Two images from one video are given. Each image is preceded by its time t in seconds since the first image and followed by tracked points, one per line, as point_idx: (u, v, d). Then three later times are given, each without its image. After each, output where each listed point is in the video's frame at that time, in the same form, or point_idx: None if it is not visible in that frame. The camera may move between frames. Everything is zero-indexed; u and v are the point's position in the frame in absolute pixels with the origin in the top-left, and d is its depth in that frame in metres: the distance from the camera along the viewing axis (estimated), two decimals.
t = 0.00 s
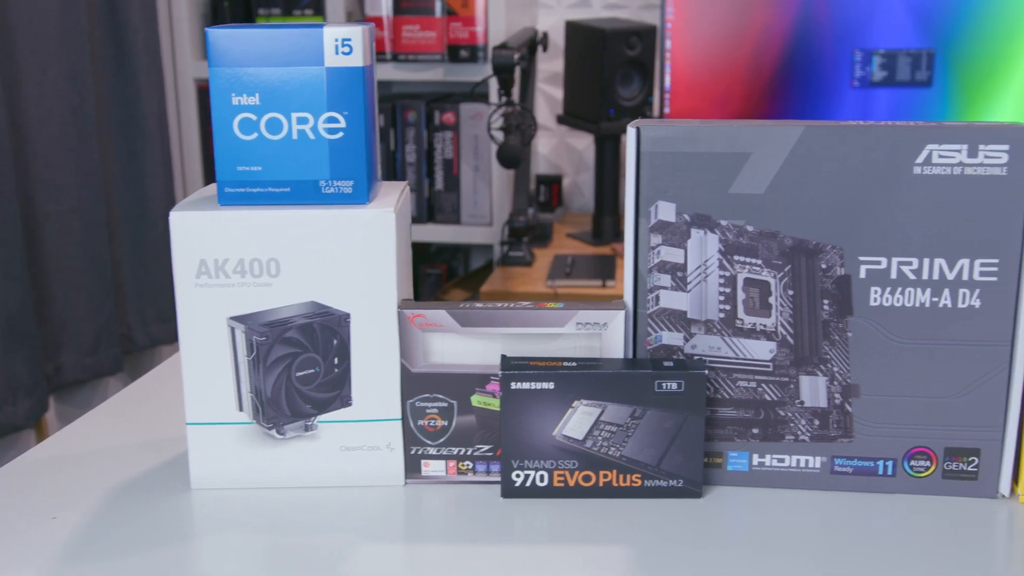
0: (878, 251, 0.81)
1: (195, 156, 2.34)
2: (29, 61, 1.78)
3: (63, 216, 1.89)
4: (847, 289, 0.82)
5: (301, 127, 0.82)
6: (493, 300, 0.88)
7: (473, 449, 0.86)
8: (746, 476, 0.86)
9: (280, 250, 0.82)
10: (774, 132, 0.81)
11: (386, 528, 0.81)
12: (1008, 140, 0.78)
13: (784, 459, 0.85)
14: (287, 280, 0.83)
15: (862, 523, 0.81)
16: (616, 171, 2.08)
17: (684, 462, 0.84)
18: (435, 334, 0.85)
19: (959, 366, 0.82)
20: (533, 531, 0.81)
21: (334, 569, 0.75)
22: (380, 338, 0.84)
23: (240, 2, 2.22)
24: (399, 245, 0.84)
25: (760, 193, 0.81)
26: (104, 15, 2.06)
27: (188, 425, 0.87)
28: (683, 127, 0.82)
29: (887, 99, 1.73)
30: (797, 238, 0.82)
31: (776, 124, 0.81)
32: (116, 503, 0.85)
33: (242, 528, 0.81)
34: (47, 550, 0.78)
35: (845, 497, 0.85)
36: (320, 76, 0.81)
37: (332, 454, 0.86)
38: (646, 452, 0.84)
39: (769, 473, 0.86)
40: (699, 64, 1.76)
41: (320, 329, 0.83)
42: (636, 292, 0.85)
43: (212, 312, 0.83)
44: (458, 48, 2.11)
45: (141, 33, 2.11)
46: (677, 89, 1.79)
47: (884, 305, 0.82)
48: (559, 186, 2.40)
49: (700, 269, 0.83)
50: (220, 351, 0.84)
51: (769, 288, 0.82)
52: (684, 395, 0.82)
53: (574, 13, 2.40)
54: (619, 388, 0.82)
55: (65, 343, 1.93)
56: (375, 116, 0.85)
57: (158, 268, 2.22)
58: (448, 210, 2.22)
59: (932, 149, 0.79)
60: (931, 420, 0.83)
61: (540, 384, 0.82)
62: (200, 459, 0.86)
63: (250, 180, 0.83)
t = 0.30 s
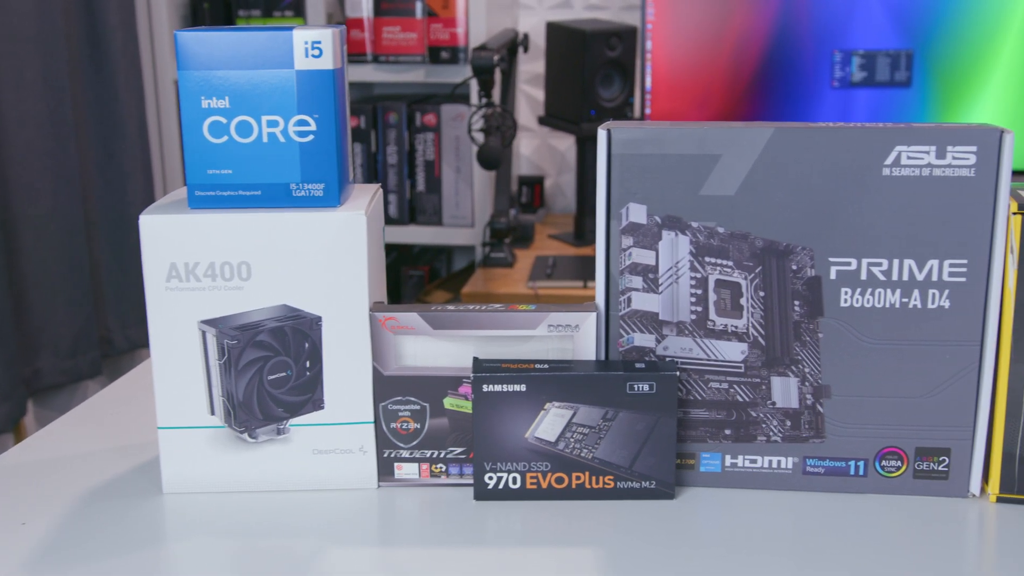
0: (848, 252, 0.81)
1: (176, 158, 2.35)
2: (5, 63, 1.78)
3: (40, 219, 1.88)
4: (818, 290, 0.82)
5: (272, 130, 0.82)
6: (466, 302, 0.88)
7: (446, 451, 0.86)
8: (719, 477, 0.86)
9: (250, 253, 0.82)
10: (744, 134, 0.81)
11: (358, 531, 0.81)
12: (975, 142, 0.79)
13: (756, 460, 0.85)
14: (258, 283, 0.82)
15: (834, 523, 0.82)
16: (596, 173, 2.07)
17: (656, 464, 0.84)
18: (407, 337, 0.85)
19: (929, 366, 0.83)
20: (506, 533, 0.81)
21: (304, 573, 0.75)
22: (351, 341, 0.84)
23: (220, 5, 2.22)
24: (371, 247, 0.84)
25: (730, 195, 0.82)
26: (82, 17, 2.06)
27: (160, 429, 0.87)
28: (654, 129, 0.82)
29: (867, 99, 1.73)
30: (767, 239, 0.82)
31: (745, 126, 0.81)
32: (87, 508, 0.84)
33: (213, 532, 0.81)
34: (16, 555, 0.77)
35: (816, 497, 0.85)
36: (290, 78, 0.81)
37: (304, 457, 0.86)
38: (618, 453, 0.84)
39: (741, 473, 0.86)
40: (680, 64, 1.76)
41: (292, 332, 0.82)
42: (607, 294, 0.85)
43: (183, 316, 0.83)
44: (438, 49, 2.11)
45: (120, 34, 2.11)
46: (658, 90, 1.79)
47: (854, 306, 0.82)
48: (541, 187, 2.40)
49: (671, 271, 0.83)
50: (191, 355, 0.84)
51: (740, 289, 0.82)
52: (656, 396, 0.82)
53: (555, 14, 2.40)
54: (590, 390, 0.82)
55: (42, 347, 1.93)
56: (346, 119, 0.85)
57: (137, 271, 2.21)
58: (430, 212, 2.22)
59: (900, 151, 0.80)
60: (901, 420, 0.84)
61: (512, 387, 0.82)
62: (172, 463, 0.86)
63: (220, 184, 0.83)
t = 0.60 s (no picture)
0: (828, 250, 0.81)
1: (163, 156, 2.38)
2: None
3: (23, 220, 1.88)
4: (797, 288, 0.82)
5: (248, 131, 0.81)
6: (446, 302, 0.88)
7: (426, 452, 0.86)
8: (699, 477, 0.86)
9: (228, 255, 0.81)
10: (722, 133, 0.81)
11: (338, 533, 0.80)
12: (952, 139, 0.79)
13: (736, 459, 0.85)
14: (235, 284, 0.82)
15: (815, 521, 0.81)
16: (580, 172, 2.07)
17: (637, 463, 0.84)
18: (386, 338, 0.84)
19: (908, 363, 0.83)
20: (487, 534, 0.80)
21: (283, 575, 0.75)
22: (329, 342, 0.83)
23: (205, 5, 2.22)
24: (349, 247, 0.84)
25: (708, 194, 0.81)
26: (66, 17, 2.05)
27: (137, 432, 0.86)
28: (632, 128, 0.82)
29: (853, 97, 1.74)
30: (746, 238, 0.82)
31: (724, 125, 0.81)
32: (65, 512, 0.84)
33: (192, 535, 0.80)
34: None
35: (797, 496, 0.85)
36: (266, 78, 0.80)
37: (283, 459, 0.85)
38: (598, 453, 0.83)
39: (722, 472, 0.86)
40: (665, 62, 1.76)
41: (270, 333, 0.82)
42: (587, 294, 0.85)
43: (160, 318, 0.82)
44: (423, 49, 2.11)
45: (103, 36, 2.10)
46: (643, 89, 1.78)
47: (834, 305, 0.82)
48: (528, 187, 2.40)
49: (650, 270, 0.83)
50: (169, 357, 0.83)
51: (720, 288, 0.82)
52: (636, 396, 0.82)
53: (541, 14, 2.40)
54: (570, 390, 0.82)
55: (27, 350, 1.93)
56: (324, 119, 0.84)
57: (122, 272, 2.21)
58: (416, 212, 2.22)
59: (878, 149, 0.80)
60: (881, 418, 0.84)
61: (491, 387, 0.82)
62: (150, 466, 0.85)
63: (196, 185, 0.82)
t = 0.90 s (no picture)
0: (812, 249, 0.81)
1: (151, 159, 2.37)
2: None
3: (11, 223, 1.88)
4: (780, 287, 0.82)
5: (229, 132, 0.81)
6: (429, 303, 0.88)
7: (410, 454, 0.86)
8: (685, 476, 0.86)
9: (209, 256, 0.81)
10: (704, 131, 0.80)
11: (322, 536, 0.80)
12: (936, 137, 0.79)
13: (721, 458, 0.85)
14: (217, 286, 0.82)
15: (801, 521, 0.81)
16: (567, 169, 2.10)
17: (621, 463, 0.83)
18: (369, 339, 0.84)
19: (892, 362, 0.82)
20: (471, 536, 0.80)
21: None
22: (312, 343, 0.83)
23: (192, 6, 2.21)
24: (332, 248, 0.83)
25: (692, 192, 0.81)
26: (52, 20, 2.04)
27: (120, 435, 0.86)
28: (615, 127, 0.81)
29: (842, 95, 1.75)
30: (729, 237, 0.81)
31: (706, 123, 0.81)
32: (47, 517, 0.83)
33: (176, 538, 0.80)
34: None
35: (782, 495, 0.85)
36: (246, 79, 0.80)
37: (267, 461, 0.85)
38: (583, 454, 0.83)
39: (707, 472, 0.86)
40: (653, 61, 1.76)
41: (252, 335, 0.82)
42: (571, 294, 0.84)
43: (141, 320, 0.82)
44: (412, 49, 2.11)
45: (90, 38, 2.10)
46: (632, 88, 1.79)
47: (818, 304, 0.82)
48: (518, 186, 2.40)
49: (634, 270, 0.82)
50: (150, 359, 0.83)
51: (703, 287, 0.82)
52: (620, 396, 0.82)
53: (530, 13, 2.40)
54: (553, 390, 0.81)
55: (15, 352, 1.93)
56: (305, 119, 0.84)
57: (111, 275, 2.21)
58: (406, 212, 2.22)
59: (861, 147, 0.79)
60: (865, 417, 0.83)
61: (474, 388, 0.82)
62: (132, 469, 0.85)
63: (177, 186, 0.82)
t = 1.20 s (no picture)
0: (793, 249, 0.81)
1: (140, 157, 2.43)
2: None
3: None
4: (762, 287, 0.82)
5: (210, 133, 0.81)
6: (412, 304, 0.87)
7: (393, 455, 0.85)
8: (668, 477, 0.86)
9: (190, 258, 0.81)
10: (685, 132, 0.80)
11: (305, 537, 0.80)
12: (916, 137, 0.79)
13: (704, 458, 0.85)
14: (198, 287, 0.81)
15: (784, 521, 0.81)
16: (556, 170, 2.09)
17: (604, 463, 0.83)
18: (351, 340, 0.84)
19: (874, 361, 0.83)
20: (454, 537, 0.80)
21: None
22: (294, 345, 0.83)
23: (179, 7, 2.22)
24: (314, 249, 0.83)
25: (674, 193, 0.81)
26: (38, 20, 2.08)
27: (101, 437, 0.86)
28: (597, 127, 0.81)
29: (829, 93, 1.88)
30: (711, 237, 0.81)
31: (688, 123, 0.81)
32: (31, 520, 0.83)
33: (159, 542, 0.79)
34: None
35: (764, 495, 0.85)
36: (227, 80, 0.80)
37: (250, 463, 0.85)
38: (566, 454, 0.83)
39: (690, 472, 0.86)
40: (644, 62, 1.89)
41: (234, 337, 0.82)
42: (553, 295, 0.84)
43: (123, 322, 0.82)
44: (400, 50, 2.11)
45: (76, 38, 2.14)
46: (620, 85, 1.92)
47: (800, 303, 0.82)
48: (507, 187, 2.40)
49: (616, 270, 0.82)
50: (132, 361, 0.82)
51: (686, 287, 0.82)
52: (602, 396, 0.81)
53: (518, 13, 2.40)
54: (536, 391, 0.81)
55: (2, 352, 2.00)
56: (286, 120, 0.84)
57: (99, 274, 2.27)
58: (395, 213, 2.22)
59: (842, 146, 0.80)
60: (847, 416, 0.83)
61: (457, 389, 0.81)
62: (114, 472, 0.85)
63: (158, 188, 0.82)
